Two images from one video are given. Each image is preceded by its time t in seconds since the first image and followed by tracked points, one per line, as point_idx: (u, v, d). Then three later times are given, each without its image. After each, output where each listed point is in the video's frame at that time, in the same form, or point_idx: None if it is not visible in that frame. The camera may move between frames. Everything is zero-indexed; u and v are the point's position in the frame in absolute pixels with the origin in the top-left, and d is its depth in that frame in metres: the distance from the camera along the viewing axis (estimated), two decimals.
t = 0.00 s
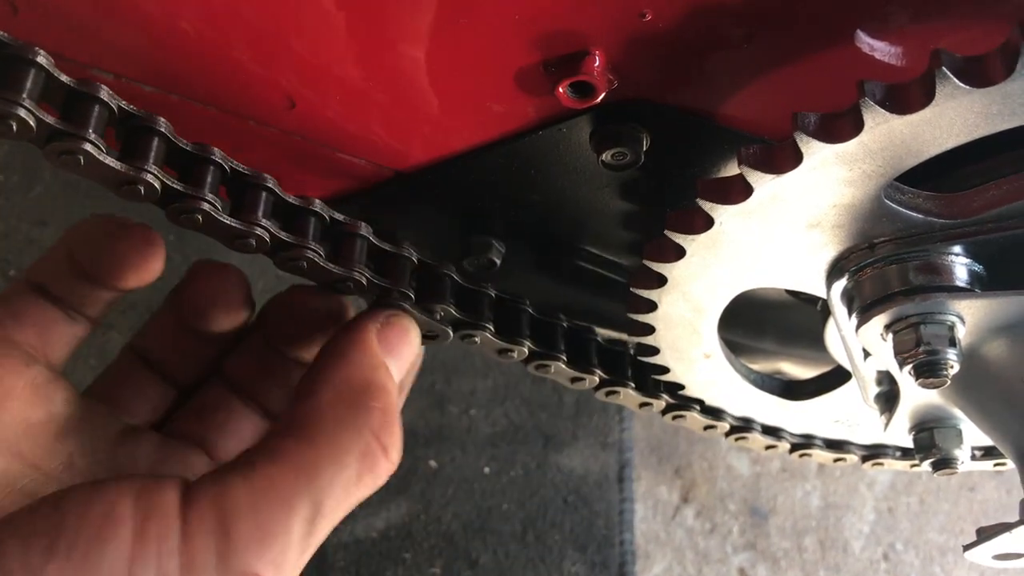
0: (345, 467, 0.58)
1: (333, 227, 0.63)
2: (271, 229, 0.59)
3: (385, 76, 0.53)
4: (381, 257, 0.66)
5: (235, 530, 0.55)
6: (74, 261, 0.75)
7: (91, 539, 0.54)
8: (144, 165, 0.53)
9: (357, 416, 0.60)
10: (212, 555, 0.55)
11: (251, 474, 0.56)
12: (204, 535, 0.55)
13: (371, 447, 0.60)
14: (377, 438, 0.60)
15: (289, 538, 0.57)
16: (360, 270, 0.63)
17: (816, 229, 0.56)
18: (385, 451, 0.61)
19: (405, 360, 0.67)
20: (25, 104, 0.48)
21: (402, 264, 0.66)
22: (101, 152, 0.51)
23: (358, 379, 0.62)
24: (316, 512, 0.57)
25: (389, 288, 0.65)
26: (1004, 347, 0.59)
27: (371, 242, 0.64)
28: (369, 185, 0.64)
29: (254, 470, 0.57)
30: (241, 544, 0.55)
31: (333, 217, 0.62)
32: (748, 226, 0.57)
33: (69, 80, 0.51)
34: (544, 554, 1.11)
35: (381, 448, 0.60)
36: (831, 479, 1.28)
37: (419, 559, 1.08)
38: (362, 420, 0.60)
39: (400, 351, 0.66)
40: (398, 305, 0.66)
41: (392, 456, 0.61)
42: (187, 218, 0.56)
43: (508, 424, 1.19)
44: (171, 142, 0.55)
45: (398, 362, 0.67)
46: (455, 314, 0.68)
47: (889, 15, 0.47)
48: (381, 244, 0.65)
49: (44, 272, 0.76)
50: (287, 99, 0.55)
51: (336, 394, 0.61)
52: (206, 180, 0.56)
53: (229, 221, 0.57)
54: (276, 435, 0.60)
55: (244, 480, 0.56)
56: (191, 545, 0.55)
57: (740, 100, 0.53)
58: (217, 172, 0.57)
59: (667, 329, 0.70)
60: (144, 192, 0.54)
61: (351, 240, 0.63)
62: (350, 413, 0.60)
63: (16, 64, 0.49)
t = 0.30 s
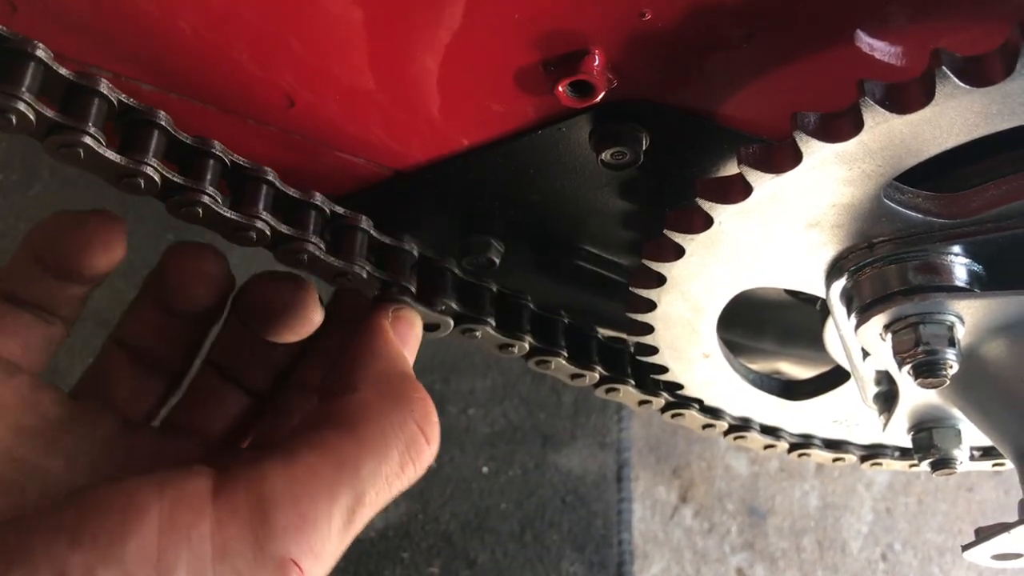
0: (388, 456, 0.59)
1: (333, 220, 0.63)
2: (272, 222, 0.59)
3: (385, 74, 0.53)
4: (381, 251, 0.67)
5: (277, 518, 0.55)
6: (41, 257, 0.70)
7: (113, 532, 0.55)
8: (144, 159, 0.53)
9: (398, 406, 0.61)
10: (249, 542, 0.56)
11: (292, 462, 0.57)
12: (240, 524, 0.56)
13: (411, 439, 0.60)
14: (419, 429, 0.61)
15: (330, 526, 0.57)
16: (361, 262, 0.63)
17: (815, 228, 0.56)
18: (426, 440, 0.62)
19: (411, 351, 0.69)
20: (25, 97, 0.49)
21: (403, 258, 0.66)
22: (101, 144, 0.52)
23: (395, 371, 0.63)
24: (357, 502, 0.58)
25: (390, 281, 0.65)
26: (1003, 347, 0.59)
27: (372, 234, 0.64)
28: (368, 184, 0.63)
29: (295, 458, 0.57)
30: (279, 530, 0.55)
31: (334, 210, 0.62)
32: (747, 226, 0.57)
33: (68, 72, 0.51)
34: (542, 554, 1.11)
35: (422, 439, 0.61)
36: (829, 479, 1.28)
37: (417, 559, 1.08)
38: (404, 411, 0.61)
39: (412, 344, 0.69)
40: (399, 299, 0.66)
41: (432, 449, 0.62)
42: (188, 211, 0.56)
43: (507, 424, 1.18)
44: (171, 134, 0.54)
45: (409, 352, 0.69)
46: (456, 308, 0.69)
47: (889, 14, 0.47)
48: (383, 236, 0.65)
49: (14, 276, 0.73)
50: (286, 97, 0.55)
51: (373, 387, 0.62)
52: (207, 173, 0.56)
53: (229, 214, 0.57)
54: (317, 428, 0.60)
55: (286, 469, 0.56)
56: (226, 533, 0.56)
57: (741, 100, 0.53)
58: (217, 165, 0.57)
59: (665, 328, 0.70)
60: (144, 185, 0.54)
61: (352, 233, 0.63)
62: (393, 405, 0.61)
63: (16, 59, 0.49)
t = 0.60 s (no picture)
0: (396, 457, 0.58)
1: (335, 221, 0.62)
2: (271, 226, 0.59)
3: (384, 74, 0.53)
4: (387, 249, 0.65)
5: (278, 519, 0.55)
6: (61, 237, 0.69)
7: (127, 531, 0.55)
8: (139, 165, 0.53)
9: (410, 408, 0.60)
10: (252, 543, 0.55)
11: (296, 461, 0.57)
12: (242, 524, 0.56)
13: (422, 439, 0.59)
14: (428, 426, 0.60)
15: (332, 525, 0.56)
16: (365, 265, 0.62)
17: (814, 228, 0.56)
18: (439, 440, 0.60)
19: (422, 352, 0.69)
20: (16, 105, 0.48)
21: (409, 259, 0.65)
22: (95, 151, 0.51)
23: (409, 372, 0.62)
24: (361, 501, 0.57)
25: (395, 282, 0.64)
26: (1002, 347, 0.59)
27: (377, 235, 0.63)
28: (367, 185, 0.63)
29: (297, 458, 0.57)
30: (280, 530, 0.55)
31: (336, 212, 0.61)
32: (746, 226, 0.57)
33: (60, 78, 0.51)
34: (541, 554, 1.11)
35: (433, 436, 0.60)
36: (828, 479, 1.28)
37: (416, 559, 1.08)
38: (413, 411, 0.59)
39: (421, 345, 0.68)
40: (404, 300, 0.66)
41: (446, 449, 0.61)
42: (184, 216, 0.56)
43: (505, 424, 1.18)
44: (166, 139, 0.54)
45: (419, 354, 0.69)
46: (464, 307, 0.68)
47: (888, 14, 0.46)
48: (386, 237, 0.64)
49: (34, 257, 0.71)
50: (284, 96, 0.55)
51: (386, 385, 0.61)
52: (203, 180, 0.56)
53: (226, 216, 0.57)
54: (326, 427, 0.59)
55: (287, 469, 0.56)
56: (231, 534, 0.56)
57: (740, 100, 0.52)
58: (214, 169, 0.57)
59: (664, 328, 0.70)
60: (139, 190, 0.54)
61: (355, 234, 0.62)
62: (402, 405, 0.60)
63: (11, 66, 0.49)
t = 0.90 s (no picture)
0: (390, 468, 0.58)
1: (342, 210, 0.60)
2: (277, 215, 0.57)
3: (383, 73, 0.53)
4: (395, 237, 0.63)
5: (280, 538, 0.55)
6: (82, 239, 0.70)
7: (128, 544, 0.54)
8: (145, 153, 0.52)
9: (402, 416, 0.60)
10: (255, 558, 0.55)
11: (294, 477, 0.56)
12: (244, 541, 0.55)
13: (414, 447, 0.59)
14: (421, 437, 0.60)
15: (331, 540, 0.57)
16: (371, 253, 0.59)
17: (813, 228, 0.56)
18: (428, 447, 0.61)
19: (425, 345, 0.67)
20: (20, 94, 0.48)
21: (416, 248, 0.62)
22: (100, 141, 0.51)
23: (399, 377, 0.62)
24: (358, 513, 0.57)
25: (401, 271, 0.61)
26: (1001, 347, 0.59)
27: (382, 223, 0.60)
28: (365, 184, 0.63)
29: (298, 470, 0.57)
30: (283, 548, 0.55)
31: (343, 200, 0.60)
32: (746, 226, 0.57)
33: (62, 66, 0.50)
34: (539, 554, 1.11)
35: (423, 445, 0.60)
36: (826, 479, 1.28)
37: (415, 558, 1.08)
38: (405, 420, 0.60)
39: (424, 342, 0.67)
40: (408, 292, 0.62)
41: (434, 455, 0.62)
42: (190, 206, 0.55)
43: (504, 424, 1.18)
44: (172, 129, 0.54)
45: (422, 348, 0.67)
46: (474, 298, 0.65)
47: (887, 14, 0.46)
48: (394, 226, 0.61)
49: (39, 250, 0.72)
50: (283, 95, 0.55)
51: (378, 392, 0.61)
52: (209, 167, 0.55)
53: (231, 206, 0.56)
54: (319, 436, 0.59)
55: (288, 483, 0.56)
56: (234, 548, 0.55)
57: (739, 100, 0.52)
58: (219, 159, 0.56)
59: (663, 328, 0.70)
60: (144, 181, 0.53)
61: (362, 224, 0.60)
62: (394, 413, 0.59)
63: (15, 56, 0.48)
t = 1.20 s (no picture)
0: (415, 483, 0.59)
1: (352, 210, 0.60)
2: (283, 216, 0.57)
3: (382, 73, 0.53)
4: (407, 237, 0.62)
5: (302, 549, 0.55)
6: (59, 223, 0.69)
7: (137, 559, 0.54)
8: (147, 155, 0.52)
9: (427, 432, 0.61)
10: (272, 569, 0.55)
11: (318, 487, 0.56)
12: (263, 552, 0.55)
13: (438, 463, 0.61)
14: (445, 454, 0.61)
15: (352, 552, 0.57)
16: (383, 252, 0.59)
17: (812, 228, 0.56)
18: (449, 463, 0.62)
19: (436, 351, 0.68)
20: (19, 99, 0.48)
21: (430, 246, 0.62)
22: (100, 144, 0.51)
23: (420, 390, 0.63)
24: (379, 527, 0.58)
25: (414, 270, 0.61)
26: (999, 348, 0.59)
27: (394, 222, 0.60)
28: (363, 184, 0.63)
29: (316, 479, 0.57)
30: (304, 559, 0.55)
31: (352, 200, 0.60)
32: (745, 226, 0.57)
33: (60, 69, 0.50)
34: (537, 554, 1.11)
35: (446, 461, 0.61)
36: (825, 479, 1.28)
37: (413, 558, 1.08)
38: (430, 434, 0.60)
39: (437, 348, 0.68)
40: (421, 293, 0.61)
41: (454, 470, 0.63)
42: (194, 208, 0.55)
43: (502, 424, 1.18)
44: (174, 131, 0.54)
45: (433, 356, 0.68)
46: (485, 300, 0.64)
47: (886, 13, 0.47)
48: (406, 225, 0.61)
49: (20, 242, 0.72)
50: (281, 94, 0.55)
51: (401, 407, 0.61)
52: (214, 169, 0.55)
53: (237, 208, 0.56)
54: (338, 447, 0.59)
55: (308, 493, 0.56)
56: (250, 561, 0.55)
57: (738, 99, 0.52)
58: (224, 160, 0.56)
59: (662, 327, 0.70)
60: (147, 184, 0.53)
61: (374, 224, 0.60)
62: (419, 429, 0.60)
63: (14, 60, 0.48)
